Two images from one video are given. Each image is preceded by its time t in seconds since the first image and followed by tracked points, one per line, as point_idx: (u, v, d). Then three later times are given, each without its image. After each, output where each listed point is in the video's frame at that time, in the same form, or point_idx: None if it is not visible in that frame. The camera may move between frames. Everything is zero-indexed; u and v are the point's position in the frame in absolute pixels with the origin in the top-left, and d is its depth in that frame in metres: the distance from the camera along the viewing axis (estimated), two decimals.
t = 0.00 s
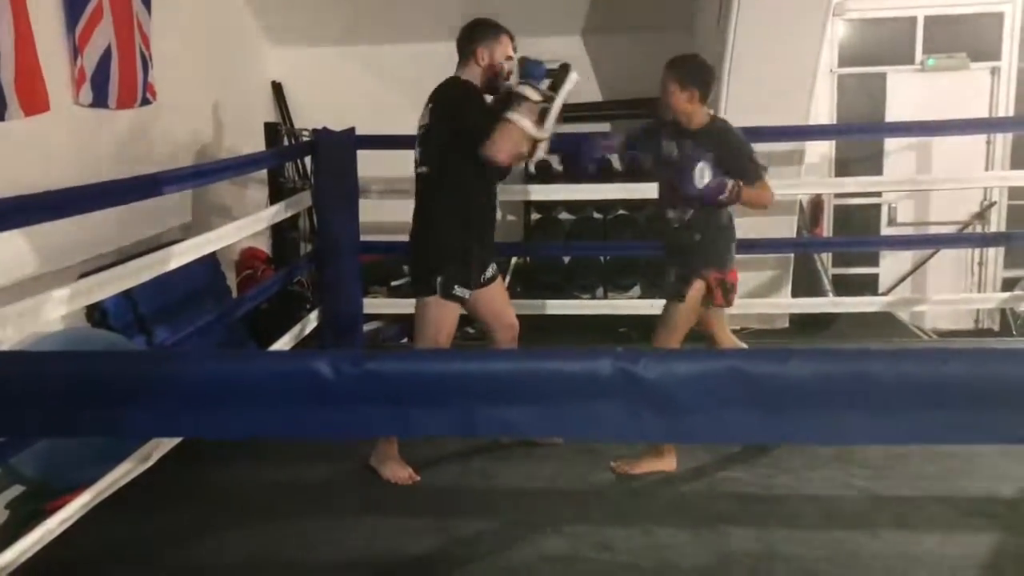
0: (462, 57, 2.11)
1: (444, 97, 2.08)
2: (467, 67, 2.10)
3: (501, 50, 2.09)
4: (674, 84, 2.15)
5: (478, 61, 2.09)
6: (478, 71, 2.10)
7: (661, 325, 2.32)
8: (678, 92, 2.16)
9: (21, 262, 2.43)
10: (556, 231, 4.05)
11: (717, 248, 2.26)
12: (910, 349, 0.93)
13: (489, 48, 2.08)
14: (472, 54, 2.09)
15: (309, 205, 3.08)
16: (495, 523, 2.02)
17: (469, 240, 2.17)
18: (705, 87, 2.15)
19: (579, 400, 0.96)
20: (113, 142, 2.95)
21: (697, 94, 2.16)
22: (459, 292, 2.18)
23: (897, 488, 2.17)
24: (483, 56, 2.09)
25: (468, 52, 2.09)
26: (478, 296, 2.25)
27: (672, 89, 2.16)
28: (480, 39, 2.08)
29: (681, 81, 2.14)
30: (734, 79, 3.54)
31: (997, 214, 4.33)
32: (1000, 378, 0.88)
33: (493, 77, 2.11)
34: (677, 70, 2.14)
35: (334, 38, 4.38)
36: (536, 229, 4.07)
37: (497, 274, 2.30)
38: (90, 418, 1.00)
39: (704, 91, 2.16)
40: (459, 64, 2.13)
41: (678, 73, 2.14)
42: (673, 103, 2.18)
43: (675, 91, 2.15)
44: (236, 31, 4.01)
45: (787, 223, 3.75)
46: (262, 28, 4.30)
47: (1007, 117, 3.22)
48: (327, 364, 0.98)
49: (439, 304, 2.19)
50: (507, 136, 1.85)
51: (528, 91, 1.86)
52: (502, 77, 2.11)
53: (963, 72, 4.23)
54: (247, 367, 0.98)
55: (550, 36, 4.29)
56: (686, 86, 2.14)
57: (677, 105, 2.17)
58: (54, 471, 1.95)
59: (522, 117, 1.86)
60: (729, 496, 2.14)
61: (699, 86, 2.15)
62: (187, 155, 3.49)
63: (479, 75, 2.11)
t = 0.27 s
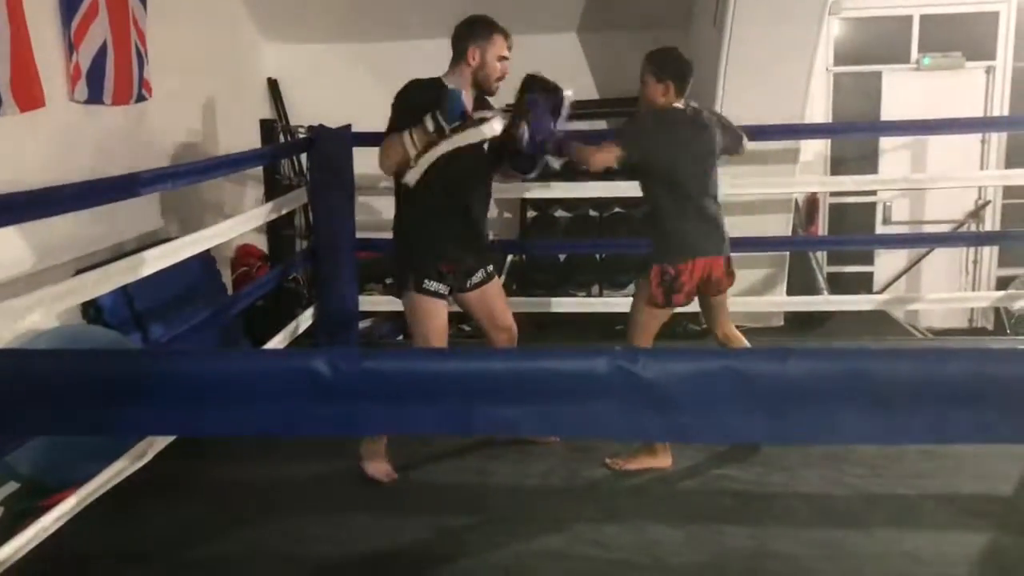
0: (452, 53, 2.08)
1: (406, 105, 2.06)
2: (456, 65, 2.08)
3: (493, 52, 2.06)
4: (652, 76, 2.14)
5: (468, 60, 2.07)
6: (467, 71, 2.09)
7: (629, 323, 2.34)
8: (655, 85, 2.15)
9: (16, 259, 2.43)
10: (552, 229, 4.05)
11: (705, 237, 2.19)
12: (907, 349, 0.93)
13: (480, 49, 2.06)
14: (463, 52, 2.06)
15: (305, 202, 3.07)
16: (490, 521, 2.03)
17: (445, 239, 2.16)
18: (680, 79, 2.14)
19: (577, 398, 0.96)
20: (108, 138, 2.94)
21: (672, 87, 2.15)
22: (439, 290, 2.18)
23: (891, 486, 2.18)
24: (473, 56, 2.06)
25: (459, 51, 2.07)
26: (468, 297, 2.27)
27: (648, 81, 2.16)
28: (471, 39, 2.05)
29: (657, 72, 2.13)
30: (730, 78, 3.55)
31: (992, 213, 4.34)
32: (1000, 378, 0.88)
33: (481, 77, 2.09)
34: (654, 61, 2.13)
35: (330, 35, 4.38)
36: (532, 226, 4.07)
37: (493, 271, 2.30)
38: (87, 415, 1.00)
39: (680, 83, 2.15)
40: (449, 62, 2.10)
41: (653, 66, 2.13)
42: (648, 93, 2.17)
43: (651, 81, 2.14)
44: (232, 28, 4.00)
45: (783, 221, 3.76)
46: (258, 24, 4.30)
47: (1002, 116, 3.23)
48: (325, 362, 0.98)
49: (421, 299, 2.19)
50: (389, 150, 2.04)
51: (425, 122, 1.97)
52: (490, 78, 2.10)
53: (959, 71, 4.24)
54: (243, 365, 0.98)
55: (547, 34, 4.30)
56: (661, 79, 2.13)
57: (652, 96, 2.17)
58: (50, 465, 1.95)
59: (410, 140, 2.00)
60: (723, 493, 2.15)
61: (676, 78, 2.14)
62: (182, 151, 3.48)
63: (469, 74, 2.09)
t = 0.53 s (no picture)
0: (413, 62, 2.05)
1: (400, 117, 1.99)
2: (418, 78, 2.04)
3: (456, 69, 2.06)
4: (634, 82, 2.13)
5: (430, 75, 2.05)
6: (428, 85, 2.06)
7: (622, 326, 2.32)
8: (638, 91, 2.14)
9: (11, 254, 2.42)
10: (548, 228, 4.05)
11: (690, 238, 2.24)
12: (905, 348, 0.93)
13: (444, 65, 2.04)
14: (427, 67, 2.04)
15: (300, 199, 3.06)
16: (485, 519, 2.03)
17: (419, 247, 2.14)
18: (663, 82, 2.14)
19: (574, 396, 0.96)
20: (104, 134, 2.93)
21: (656, 93, 2.14)
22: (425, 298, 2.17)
23: (886, 487, 2.18)
24: (437, 72, 2.04)
25: (423, 65, 2.03)
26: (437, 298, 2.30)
27: (632, 87, 2.14)
28: (435, 53, 2.03)
29: (641, 77, 2.12)
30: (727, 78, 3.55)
31: (987, 215, 4.35)
32: (998, 379, 0.89)
33: (441, 92, 2.07)
34: (636, 66, 2.12)
35: (327, 32, 4.37)
36: (529, 225, 4.07)
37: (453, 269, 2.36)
38: (82, 411, 1.00)
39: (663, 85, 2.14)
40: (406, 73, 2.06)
41: (638, 71, 2.12)
42: (633, 100, 2.15)
43: (636, 88, 2.13)
44: (229, 24, 4.00)
45: (779, 222, 3.76)
46: (255, 21, 4.29)
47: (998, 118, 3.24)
48: (324, 359, 0.98)
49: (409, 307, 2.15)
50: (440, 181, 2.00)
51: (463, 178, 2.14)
52: (447, 95, 2.08)
53: (955, 73, 4.25)
54: (240, 362, 0.98)
55: (544, 33, 4.30)
56: (646, 85, 2.13)
57: (638, 102, 2.15)
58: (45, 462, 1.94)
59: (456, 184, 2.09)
60: (718, 493, 2.15)
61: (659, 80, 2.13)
62: (178, 148, 3.48)
63: (429, 89, 2.06)
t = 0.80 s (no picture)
0: (383, 50, 2.06)
1: (397, 103, 2.01)
2: (389, 66, 2.05)
3: (425, 55, 2.09)
4: (632, 80, 2.13)
5: (400, 62, 2.06)
6: (399, 72, 2.07)
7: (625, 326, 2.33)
8: (637, 88, 2.14)
9: (13, 251, 2.43)
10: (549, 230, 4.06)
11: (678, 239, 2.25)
12: (910, 353, 0.94)
13: (413, 51, 2.07)
14: (398, 54, 2.05)
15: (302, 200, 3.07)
16: (485, 519, 2.03)
17: (405, 241, 2.15)
18: (662, 80, 2.12)
19: (579, 398, 0.96)
20: (107, 132, 2.94)
21: (655, 88, 2.13)
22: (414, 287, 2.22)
23: (885, 491, 2.19)
24: (408, 58, 2.06)
25: (394, 52, 2.05)
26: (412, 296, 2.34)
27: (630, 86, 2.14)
28: (406, 39, 2.05)
29: (638, 76, 2.12)
30: (729, 81, 3.56)
31: (987, 220, 4.36)
32: (1002, 384, 0.89)
33: (410, 79, 2.10)
34: (633, 64, 2.12)
35: (330, 32, 4.37)
36: (529, 227, 4.08)
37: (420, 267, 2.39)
38: (87, 409, 1.00)
39: (662, 84, 2.13)
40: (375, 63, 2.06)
41: (636, 67, 2.11)
42: (631, 98, 2.15)
43: (633, 86, 2.12)
44: (232, 23, 4.00)
45: (780, 225, 3.77)
46: (258, 21, 4.29)
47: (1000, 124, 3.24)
48: (330, 359, 0.98)
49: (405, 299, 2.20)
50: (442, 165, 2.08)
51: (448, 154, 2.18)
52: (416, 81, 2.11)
53: (957, 78, 4.25)
54: (245, 361, 0.98)
55: (547, 35, 4.30)
56: (644, 81, 2.12)
57: (636, 100, 2.15)
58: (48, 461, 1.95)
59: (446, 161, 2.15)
60: (718, 496, 2.16)
61: (657, 79, 2.12)
62: (180, 146, 3.48)
63: (400, 76, 2.08)
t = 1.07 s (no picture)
0: (378, 54, 2.07)
1: (393, 108, 2.01)
2: (385, 71, 2.06)
3: (422, 60, 2.10)
4: (626, 80, 2.16)
5: (395, 67, 2.07)
6: (394, 77, 2.08)
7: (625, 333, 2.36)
8: (630, 89, 2.17)
9: (23, 252, 2.44)
10: (557, 234, 4.06)
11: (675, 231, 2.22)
12: (924, 361, 0.93)
13: (409, 56, 2.08)
14: (393, 59, 2.06)
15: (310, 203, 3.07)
16: (492, 523, 2.03)
17: (402, 245, 2.15)
18: (655, 85, 2.15)
19: (593, 405, 0.96)
20: (117, 134, 2.95)
21: (648, 92, 2.17)
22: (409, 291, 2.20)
23: (893, 498, 2.18)
24: (403, 62, 2.07)
25: (389, 57, 2.06)
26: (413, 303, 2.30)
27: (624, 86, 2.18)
28: (401, 43, 2.06)
29: (631, 77, 2.15)
30: (738, 85, 3.56)
31: (997, 227, 4.34)
32: (1018, 393, 0.89)
33: (406, 83, 2.10)
34: (629, 65, 2.15)
35: (339, 35, 4.38)
36: (537, 231, 4.08)
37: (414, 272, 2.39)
38: (101, 409, 1.01)
39: (655, 88, 2.16)
40: (370, 68, 2.07)
41: (633, 71, 2.14)
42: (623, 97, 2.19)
43: (626, 86, 2.16)
44: (242, 26, 4.01)
45: (789, 231, 3.76)
46: (267, 23, 4.30)
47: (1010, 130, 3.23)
48: (345, 363, 0.98)
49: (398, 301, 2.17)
50: (434, 173, 2.09)
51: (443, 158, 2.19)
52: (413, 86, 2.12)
53: (967, 84, 4.24)
54: (259, 363, 0.99)
55: (556, 39, 4.31)
56: (639, 85, 2.15)
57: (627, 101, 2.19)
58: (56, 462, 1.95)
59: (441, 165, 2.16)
60: (726, 501, 2.15)
61: (651, 83, 2.15)
62: (189, 148, 3.49)
63: (395, 80, 2.09)
